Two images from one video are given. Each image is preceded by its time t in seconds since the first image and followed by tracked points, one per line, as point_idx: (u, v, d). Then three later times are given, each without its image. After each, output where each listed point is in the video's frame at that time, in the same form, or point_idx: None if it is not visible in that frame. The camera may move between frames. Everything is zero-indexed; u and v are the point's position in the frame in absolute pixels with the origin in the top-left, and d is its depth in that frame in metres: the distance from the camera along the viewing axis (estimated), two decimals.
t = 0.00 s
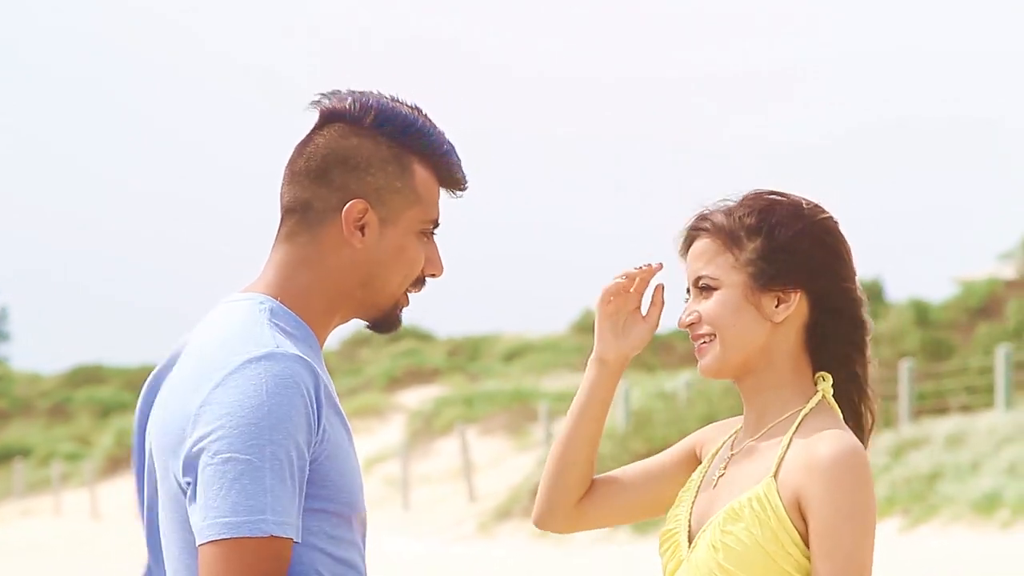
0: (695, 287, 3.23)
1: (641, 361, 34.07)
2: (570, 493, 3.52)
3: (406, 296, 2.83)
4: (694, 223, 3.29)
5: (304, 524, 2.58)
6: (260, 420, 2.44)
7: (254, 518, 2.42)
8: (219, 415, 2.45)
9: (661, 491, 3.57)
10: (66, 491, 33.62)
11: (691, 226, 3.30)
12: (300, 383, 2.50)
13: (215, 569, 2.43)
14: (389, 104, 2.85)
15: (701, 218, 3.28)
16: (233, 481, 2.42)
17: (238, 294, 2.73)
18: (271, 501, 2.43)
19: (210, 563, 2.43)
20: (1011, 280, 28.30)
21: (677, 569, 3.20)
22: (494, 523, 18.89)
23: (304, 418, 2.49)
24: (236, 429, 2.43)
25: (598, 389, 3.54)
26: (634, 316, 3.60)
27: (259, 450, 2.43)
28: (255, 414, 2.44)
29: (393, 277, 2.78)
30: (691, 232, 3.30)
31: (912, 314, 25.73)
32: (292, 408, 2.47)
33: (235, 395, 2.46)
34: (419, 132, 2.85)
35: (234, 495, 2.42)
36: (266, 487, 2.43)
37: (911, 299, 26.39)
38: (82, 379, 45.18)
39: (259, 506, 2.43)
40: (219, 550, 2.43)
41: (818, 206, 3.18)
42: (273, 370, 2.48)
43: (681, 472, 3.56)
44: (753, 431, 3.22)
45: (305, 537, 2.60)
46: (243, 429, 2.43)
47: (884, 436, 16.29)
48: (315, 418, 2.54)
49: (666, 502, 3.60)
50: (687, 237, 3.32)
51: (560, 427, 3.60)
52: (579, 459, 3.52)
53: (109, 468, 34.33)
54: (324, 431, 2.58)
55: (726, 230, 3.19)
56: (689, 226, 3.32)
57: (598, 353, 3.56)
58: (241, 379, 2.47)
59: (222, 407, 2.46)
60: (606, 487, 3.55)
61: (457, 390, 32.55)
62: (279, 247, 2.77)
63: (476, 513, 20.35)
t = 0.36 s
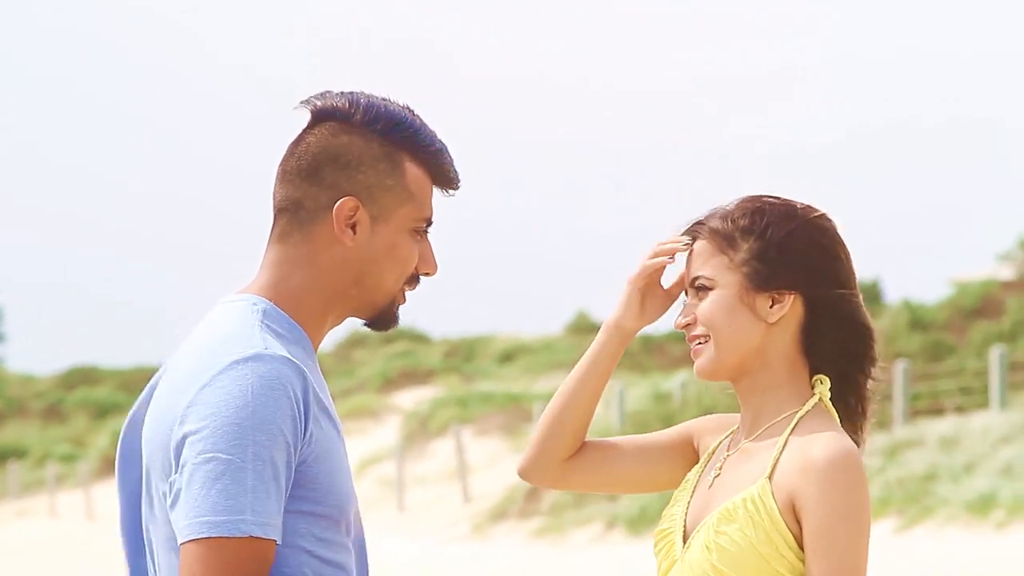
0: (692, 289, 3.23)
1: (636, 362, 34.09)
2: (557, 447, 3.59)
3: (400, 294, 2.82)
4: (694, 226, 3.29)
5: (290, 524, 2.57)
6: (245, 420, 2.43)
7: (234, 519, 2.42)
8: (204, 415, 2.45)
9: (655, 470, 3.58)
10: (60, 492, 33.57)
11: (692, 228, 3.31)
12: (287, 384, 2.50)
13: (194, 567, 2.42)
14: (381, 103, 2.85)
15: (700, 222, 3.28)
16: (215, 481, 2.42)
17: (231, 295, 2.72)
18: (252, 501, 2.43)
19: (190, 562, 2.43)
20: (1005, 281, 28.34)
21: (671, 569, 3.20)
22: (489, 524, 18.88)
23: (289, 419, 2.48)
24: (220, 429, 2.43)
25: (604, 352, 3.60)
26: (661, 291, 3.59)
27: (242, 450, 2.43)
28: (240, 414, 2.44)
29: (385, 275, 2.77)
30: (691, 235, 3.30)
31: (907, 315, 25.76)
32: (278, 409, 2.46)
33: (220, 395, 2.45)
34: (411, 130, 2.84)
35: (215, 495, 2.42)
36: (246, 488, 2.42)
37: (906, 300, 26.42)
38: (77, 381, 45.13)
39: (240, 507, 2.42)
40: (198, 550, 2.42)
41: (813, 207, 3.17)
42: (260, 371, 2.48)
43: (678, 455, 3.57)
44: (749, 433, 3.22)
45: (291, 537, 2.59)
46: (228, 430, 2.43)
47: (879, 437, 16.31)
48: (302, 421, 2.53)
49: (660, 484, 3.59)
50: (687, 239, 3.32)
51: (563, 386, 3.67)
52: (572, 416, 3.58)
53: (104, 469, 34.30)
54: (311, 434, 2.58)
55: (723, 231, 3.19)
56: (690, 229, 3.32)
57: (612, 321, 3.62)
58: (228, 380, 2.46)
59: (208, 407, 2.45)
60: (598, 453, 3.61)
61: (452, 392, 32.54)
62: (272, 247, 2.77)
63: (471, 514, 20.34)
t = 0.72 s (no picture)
0: (689, 288, 3.19)
1: (632, 363, 34.05)
2: (549, 408, 3.55)
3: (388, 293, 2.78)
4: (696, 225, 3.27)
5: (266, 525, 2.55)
6: (214, 422, 2.41)
7: (198, 521, 2.39)
8: (174, 418, 2.42)
9: (645, 447, 3.58)
10: (56, 493, 33.48)
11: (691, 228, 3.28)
12: (259, 388, 2.47)
13: (160, 569, 2.40)
14: (371, 103, 2.83)
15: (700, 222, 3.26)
16: (181, 484, 2.40)
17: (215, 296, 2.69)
18: (219, 504, 2.40)
19: (156, 563, 2.41)
20: (1000, 282, 28.33)
21: (664, 567, 3.17)
22: (484, 526, 18.83)
23: (261, 422, 2.46)
24: (189, 431, 2.41)
25: (603, 316, 3.57)
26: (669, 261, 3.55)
27: (210, 452, 2.40)
28: (210, 417, 2.41)
29: (372, 275, 2.74)
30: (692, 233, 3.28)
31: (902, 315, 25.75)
32: (247, 411, 2.44)
33: (191, 397, 2.43)
34: (402, 130, 2.82)
35: (180, 497, 2.40)
36: (213, 489, 2.40)
37: (901, 301, 26.39)
38: (72, 382, 45.04)
39: (205, 510, 2.39)
40: (163, 551, 2.40)
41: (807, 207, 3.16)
42: (233, 374, 2.45)
43: (668, 438, 3.59)
44: (743, 432, 3.19)
45: (269, 538, 2.56)
46: (196, 432, 2.40)
47: (874, 437, 16.29)
48: (276, 425, 2.50)
49: (648, 462, 3.59)
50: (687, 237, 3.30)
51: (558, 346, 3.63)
52: (568, 378, 3.55)
53: (99, 470, 34.22)
54: (287, 436, 2.55)
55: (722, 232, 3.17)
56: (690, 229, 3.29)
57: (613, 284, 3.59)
58: (199, 382, 2.44)
59: (179, 408, 2.43)
60: (590, 420, 3.59)
61: (447, 393, 32.48)
62: (260, 247, 2.74)
63: (467, 515, 20.29)
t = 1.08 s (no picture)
0: (687, 288, 3.15)
1: (629, 363, 34.00)
2: (557, 371, 3.54)
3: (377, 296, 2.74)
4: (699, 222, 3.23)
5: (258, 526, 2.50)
6: (201, 426, 2.36)
7: (185, 526, 2.35)
8: (160, 422, 2.38)
9: (643, 429, 3.58)
10: (53, 494, 33.41)
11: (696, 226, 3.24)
12: (247, 390, 2.42)
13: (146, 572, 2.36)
14: (362, 103, 2.79)
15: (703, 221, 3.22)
16: (169, 488, 2.35)
17: (201, 297, 2.64)
18: (206, 507, 2.36)
19: (143, 567, 2.37)
20: (998, 283, 28.29)
21: (665, 567, 3.13)
22: (482, 527, 18.76)
23: (248, 425, 2.41)
24: (176, 435, 2.36)
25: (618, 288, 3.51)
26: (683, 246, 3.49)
27: (197, 456, 2.36)
28: (196, 419, 2.37)
29: (361, 274, 2.70)
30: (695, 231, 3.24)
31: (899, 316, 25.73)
32: (235, 415, 2.39)
33: (177, 401, 2.38)
34: (393, 130, 2.79)
35: (167, 502, 2.35)
36: (199, 493, 2.36)
37: (898, 301, 26.34)
38: (69, 383, 44.95)
39: (191, 514, 2.36)
40: (150, 556, 2.36)
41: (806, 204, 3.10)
42: (220, 377, 2.41)
43: (665, 424, 3.59)
44: (743, 433, 3.15)
45: (263, 539, 2.52)
46: (183, 436, 2.36)
47: (872, 438, 16.26)
48: (265, 427, 2.46)
49: (643, 444, 3.59)
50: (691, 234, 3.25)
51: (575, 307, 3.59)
52: (579, 343, 3.52)
53: (97, 471, 34.14)
54: (277, 438, 2.50)
55: (724, 231, 3.13)
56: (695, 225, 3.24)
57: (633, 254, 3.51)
58: (187, 385, 2.39)
59: (165, 411, 2.39)
60: (593, 391, 3.58)
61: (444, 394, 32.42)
62: (249, 243, 2.69)
63: (465, 516, 20.24)
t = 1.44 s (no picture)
0: (686, 287, 3.14)
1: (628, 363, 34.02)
2: (568, 337, 3.58)
3: (369, 292, 2.73)
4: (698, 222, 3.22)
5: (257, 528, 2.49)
6: (200, 429, 2.36)
7: (183, 527, 2.35)
8: (160, 422, 2.37)
9: (646, 411, 3.59)
10: (52, 494, 33.38)
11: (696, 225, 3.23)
12: (244, 391, 2.42)
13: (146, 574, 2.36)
14: (349, 98, 2.78)
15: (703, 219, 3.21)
16: (167, 490, 2.35)
17: (196, 299, 2.63)
18: (204, 510, 2.35)
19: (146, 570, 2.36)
20: (997, 284, 28.28)
21: (667, 567, 3.12)
22: (481, 527, 18.75)
23: (246, 426, 2.40)
24: (174, 437, 2.35)
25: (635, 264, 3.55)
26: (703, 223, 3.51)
27: (196, 458, 2.35)
28: (196, 423, 2.36)
29: (354, 273, 2.69)
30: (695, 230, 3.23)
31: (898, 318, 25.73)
32: (232, 416, 2.38)
33: (176, 403, 2.38)
34: (379, 126, 2.77)
35: (166, 505, 2.35)
36: (198, 495, 2.35)
37: (895, 301, 26.35)
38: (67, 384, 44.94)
39: (190, 516, 2.35)
40: (151, 559, 2.36)
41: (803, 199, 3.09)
42: (216, 379, 2.40)
43: (669, 408, 3.60)
44: (742, 431, 3.15)
45: (262, 539, 2.51)
46: (182, 438, 2.35)
47: (871, 439, 16.26)
48: (264, 428, 2.45)
49: (645, 426, 3.61)
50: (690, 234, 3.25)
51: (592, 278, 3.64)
52: (591, 313, 3.57)
53: (95, 472, 34.10)
54: (275, 439, 2.50)
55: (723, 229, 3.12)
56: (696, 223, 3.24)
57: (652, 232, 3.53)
58: (184, 387, 2.39)
59: (164, 413, 2.38)
60: (604, 365, 3.60)
61: (443, 394, 32.41)
62: (241, 246, 2.69)
63: (464, 517, 20.22)
